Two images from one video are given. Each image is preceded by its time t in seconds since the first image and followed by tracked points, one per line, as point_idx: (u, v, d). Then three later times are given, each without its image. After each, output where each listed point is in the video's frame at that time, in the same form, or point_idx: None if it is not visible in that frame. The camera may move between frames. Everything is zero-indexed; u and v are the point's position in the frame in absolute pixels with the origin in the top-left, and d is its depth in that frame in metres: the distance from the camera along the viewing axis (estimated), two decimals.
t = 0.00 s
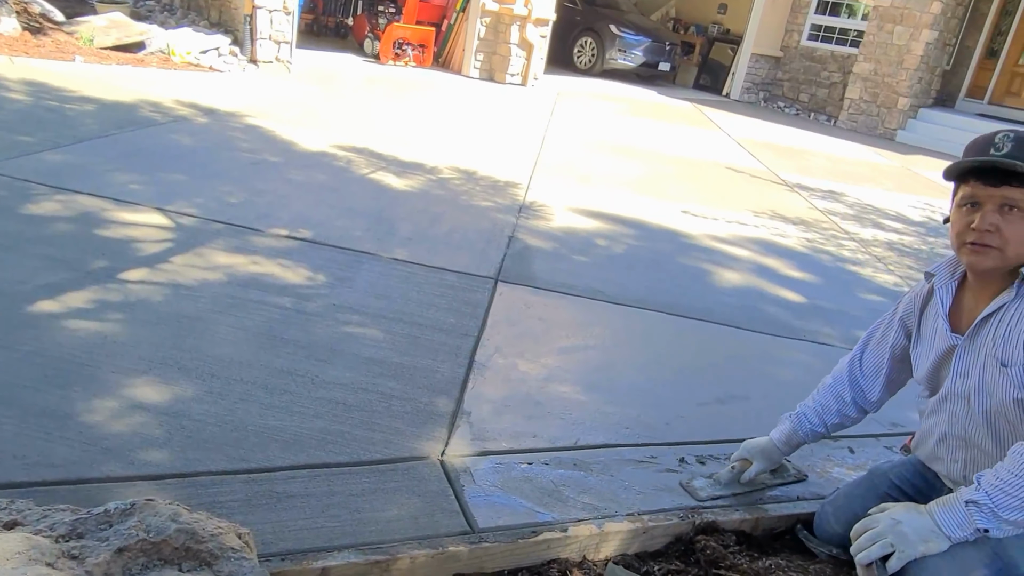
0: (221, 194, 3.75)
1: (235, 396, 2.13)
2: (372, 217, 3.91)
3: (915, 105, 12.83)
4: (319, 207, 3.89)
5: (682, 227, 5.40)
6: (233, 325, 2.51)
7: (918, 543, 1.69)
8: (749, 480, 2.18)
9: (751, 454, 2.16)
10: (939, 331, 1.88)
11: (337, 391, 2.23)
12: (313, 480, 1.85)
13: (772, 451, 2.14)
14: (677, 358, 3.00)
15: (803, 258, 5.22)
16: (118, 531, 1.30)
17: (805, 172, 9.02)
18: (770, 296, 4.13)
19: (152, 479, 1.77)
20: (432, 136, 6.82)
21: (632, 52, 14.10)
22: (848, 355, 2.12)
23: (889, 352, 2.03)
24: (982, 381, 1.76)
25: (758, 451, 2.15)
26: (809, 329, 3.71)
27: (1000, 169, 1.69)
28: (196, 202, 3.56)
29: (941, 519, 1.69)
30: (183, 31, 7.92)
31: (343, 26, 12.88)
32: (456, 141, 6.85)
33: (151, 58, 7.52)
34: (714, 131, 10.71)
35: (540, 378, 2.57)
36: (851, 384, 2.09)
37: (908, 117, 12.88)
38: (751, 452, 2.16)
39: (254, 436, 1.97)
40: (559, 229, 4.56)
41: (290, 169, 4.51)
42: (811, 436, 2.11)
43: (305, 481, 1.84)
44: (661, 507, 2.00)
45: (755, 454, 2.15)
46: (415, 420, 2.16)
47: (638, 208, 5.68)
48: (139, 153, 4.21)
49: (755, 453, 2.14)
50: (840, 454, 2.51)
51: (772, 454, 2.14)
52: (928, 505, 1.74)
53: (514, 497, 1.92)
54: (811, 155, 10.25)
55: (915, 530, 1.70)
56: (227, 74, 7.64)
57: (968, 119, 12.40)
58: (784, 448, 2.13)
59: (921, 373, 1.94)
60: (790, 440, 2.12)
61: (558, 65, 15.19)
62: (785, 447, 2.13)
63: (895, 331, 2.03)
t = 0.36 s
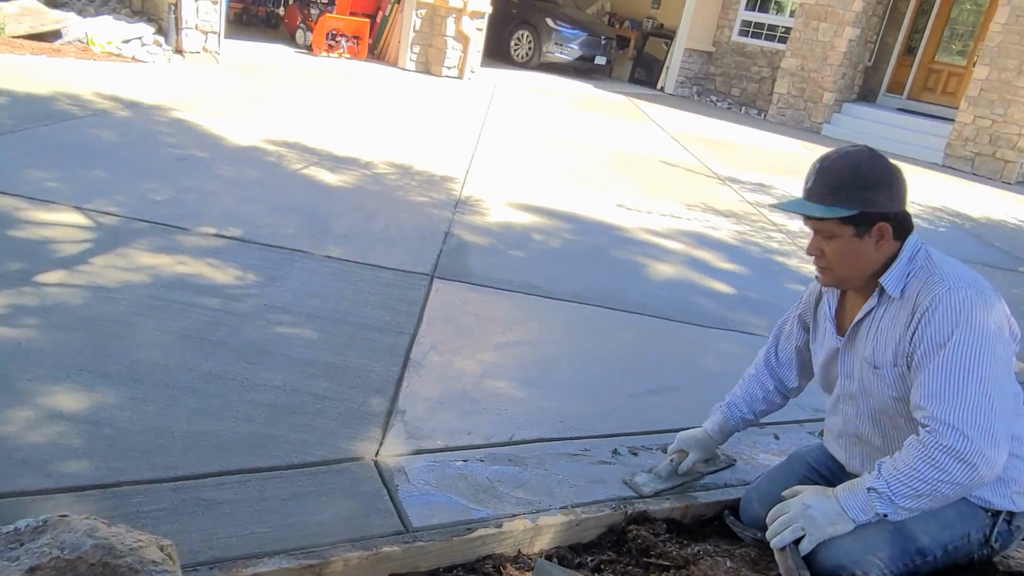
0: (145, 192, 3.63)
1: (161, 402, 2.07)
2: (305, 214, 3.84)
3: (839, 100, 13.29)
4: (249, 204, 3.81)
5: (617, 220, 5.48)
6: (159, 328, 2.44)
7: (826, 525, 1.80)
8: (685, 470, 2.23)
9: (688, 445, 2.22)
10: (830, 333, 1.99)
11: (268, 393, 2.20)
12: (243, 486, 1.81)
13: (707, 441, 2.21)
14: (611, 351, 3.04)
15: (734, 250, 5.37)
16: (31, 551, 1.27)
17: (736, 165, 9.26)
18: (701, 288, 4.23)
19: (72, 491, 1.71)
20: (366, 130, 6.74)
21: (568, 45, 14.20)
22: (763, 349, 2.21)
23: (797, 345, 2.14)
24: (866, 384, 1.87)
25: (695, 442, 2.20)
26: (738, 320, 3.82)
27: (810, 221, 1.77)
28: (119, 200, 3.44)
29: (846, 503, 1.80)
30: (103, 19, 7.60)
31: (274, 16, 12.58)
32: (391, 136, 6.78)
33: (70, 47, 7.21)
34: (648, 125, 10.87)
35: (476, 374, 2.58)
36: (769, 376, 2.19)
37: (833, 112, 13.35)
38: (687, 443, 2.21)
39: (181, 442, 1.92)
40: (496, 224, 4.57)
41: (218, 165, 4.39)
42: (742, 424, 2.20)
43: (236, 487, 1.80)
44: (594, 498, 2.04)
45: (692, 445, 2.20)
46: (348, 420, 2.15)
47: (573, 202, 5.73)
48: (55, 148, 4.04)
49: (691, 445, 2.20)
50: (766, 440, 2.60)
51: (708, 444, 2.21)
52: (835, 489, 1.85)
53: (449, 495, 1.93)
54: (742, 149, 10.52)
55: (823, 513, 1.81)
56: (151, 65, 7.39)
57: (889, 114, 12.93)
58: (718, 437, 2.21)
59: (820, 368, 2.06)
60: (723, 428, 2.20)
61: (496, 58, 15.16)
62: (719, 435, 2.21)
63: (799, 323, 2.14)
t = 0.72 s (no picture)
0: (28, 199, 3.43)
1: (45, 432, 1.98)
2: (205, 220, 3.72)
3: (744, 95, 13.77)
4: (144, 210, 3.65)
5: (528, 219, 5.53)
6: (43, 349, 2.32)
7: (707, 531, 1.92)
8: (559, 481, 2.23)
9: (564, 456, 2.21)
10: (685, 358, 2.05)
11: (163, 416, 2.13)
12: (133, 518, 1.76)
13: (583, 452, 2.21)
14: (519, 356, 3.08)
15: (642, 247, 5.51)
16: None
17: (647, 161, 9.47)
18: (609, 287, 4.33)
19: None
20: (272, 127, 6.55)
21: (481, 38, 14.19)
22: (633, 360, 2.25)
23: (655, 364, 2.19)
24: (723, 409, 1.97)
25: (570, 453, 2.20)
26: (644, 319, 3.94)
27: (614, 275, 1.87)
28: None
29: (723, 510, 1.91)
30: None
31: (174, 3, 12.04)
32: (299, 133, 6.62)
33: None
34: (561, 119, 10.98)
35: (383, 386, 2.56)
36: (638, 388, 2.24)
37: (738, 106, 13.83)
38: (563, 455, 2.20)
39: (67, 474, 1.85)
40: (406, 226, 4.54)
41: (111, 168, 4.19)
42: (616, 434, 2.24)
43: (127, 519, 1.75)
44: (500, 509, 2.07)
45: (567, 456, 2.20)
46: (248, 441, 2.11)
47: (485, 202, 5.74)
48: None
49: (566, 456, 2.19)
50: (667, 440, 2.69)
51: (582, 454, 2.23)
52: (717, 495, 1.96)
53: (353, 514, 1.92)
54: (651, 144, 10.77)
55: (704, 520, 1.92)
56: (37, 55, 6.97)
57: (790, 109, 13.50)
58: (592, 447, 2.24)
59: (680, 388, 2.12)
60: (597, 438, 2.23)
61: (408, 49, 14.97)
62: (594, 445, 2.23)
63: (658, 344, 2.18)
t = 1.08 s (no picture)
0: None
1: None
2: (102, 226, 3.56)
3: (657, 90, 14.10)
4: (34, 218, 3.46)
5: (444, 218, 5.52)
6: None
7: (607, 536, 1.98)
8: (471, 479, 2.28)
9: (468, 454, 2.26)
10: (572, 360, 2.09)
11: (58, 444, 2.05)
12: (25, 555, 1.68)
13: (484, 447, 2.27)
14: (434, 361, 3.08)
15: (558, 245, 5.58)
16: None
17: (563, 156, 9.57)
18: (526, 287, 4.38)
19: None
20: (176, 125, 6.30)
21: (397, 31, 14.02)
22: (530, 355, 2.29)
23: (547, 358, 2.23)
24: (608, 415, 2.04)
25: (473, 450, 2.25)
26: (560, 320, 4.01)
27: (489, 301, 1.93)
28: None
29: (619, 514, 1.97)
30: None
31: None
32: (205, 131, 6.39)
33: None
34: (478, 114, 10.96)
35: (295, 399, 2.52)
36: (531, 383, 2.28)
37: (652, 101, 14.16)
38: (468, 452, 2.25)
39: None
40: (318, 228, 4.46)
41: None
42: (513, 428, 2.28)
43: (18, 557, 1.68)
44: (414, 520, 2.08)
45: (470, 454, 2.25)
46: (151, 466, 2.05)
47: (400, 201, 5.68)
48: None
49: (470, 454, 2.24)
50: (581, 441, 2.75)
51: (484, 450, 2.28)
52: (613, 500, 2.02)
53: (263, 535, 1.90)
54: (567, 139, 10.91)
55: (604, 526, 1.98)
56: None
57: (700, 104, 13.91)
58: (492, 442, 2.28)
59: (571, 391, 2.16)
60: (495, 433, 2.27)
61: (322, 41, 14.63)
62: (493, 440, 2.28)
63: (547, 341, 2.19)
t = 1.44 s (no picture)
0: None
1: None
2: (30, 238, 3.43)
3: (603, 89, 14.24)
4: None
5: (390, 222, 5.48)
6: None
7: (548, 548, 1.99)
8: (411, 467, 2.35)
9: (411, 443, 2.33)
10: (507, 370, 2.10)
11: None
12: None
13: (426, 437, 2.33)
14: (382, 371, 3.06)
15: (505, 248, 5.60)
16: None
17: (512, 157, 9.57)
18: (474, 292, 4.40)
19: None
20: (110, 128, 6.12)
21: (341, 29, 13.87)
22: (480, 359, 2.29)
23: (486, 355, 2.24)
24: (544, 423, 2.06)
25: (415, 438, 2.32)
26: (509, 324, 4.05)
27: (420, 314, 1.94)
28: None
29: (557, 526, 1.98)
30: None
31: None
32: (141, 134, 6.21)
33: None
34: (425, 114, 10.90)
35: (238, 415, 2.50)
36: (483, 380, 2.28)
37: (598, 100, 14.29)
38: (411, 440, 2.33)
39: None
40: (262, 236, 4.38)
41: None
42: (457, 421, 2.31)
43: None
44: (360, 536, 2.08)
45: (412, 442, 2.32)
46: (87, 491, 2.01)
47: (346, 206, 5.62)
48: None
49: (411, 441, 2.32)
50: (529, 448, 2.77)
51: (427, 440, 2.34)
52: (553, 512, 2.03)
53: (205, 559, 1.88)
54: (515, 139, 10.93)
55: (544, 538, 1.99)
56: None
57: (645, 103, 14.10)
58: (437, 433, 2.33)
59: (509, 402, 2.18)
60: (441, 424, 2.32)
61: (264, 39, 14.35)
62: (438, 431, 2.34)
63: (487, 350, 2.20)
